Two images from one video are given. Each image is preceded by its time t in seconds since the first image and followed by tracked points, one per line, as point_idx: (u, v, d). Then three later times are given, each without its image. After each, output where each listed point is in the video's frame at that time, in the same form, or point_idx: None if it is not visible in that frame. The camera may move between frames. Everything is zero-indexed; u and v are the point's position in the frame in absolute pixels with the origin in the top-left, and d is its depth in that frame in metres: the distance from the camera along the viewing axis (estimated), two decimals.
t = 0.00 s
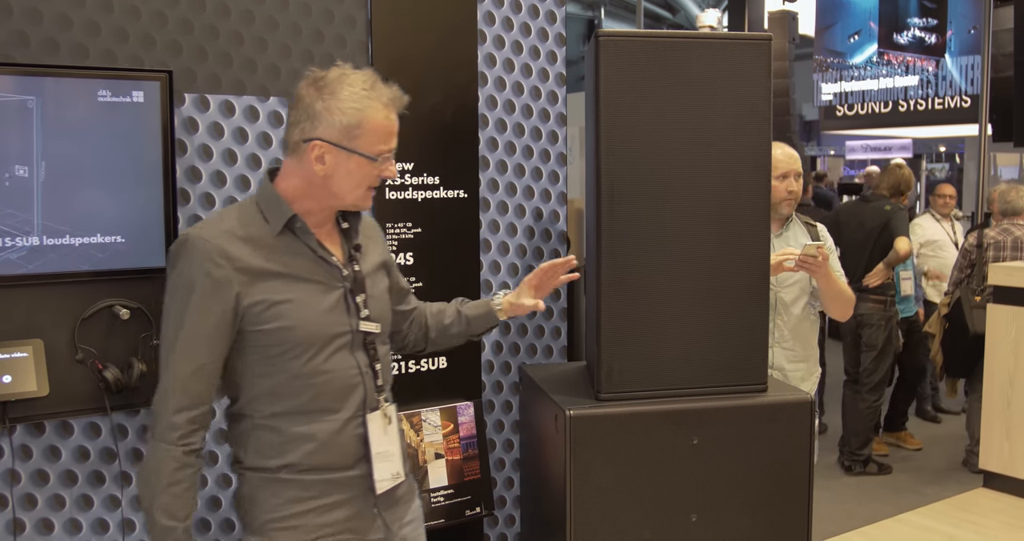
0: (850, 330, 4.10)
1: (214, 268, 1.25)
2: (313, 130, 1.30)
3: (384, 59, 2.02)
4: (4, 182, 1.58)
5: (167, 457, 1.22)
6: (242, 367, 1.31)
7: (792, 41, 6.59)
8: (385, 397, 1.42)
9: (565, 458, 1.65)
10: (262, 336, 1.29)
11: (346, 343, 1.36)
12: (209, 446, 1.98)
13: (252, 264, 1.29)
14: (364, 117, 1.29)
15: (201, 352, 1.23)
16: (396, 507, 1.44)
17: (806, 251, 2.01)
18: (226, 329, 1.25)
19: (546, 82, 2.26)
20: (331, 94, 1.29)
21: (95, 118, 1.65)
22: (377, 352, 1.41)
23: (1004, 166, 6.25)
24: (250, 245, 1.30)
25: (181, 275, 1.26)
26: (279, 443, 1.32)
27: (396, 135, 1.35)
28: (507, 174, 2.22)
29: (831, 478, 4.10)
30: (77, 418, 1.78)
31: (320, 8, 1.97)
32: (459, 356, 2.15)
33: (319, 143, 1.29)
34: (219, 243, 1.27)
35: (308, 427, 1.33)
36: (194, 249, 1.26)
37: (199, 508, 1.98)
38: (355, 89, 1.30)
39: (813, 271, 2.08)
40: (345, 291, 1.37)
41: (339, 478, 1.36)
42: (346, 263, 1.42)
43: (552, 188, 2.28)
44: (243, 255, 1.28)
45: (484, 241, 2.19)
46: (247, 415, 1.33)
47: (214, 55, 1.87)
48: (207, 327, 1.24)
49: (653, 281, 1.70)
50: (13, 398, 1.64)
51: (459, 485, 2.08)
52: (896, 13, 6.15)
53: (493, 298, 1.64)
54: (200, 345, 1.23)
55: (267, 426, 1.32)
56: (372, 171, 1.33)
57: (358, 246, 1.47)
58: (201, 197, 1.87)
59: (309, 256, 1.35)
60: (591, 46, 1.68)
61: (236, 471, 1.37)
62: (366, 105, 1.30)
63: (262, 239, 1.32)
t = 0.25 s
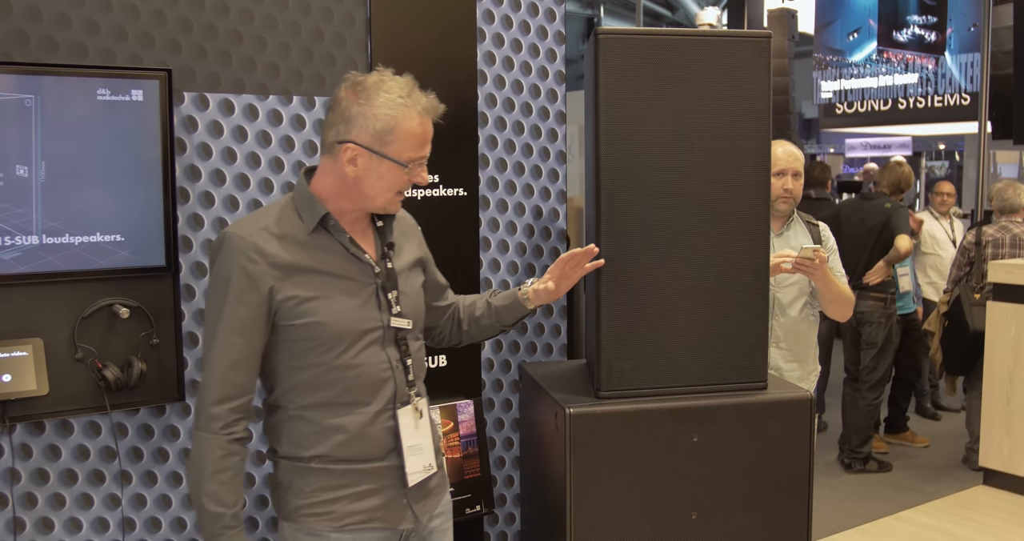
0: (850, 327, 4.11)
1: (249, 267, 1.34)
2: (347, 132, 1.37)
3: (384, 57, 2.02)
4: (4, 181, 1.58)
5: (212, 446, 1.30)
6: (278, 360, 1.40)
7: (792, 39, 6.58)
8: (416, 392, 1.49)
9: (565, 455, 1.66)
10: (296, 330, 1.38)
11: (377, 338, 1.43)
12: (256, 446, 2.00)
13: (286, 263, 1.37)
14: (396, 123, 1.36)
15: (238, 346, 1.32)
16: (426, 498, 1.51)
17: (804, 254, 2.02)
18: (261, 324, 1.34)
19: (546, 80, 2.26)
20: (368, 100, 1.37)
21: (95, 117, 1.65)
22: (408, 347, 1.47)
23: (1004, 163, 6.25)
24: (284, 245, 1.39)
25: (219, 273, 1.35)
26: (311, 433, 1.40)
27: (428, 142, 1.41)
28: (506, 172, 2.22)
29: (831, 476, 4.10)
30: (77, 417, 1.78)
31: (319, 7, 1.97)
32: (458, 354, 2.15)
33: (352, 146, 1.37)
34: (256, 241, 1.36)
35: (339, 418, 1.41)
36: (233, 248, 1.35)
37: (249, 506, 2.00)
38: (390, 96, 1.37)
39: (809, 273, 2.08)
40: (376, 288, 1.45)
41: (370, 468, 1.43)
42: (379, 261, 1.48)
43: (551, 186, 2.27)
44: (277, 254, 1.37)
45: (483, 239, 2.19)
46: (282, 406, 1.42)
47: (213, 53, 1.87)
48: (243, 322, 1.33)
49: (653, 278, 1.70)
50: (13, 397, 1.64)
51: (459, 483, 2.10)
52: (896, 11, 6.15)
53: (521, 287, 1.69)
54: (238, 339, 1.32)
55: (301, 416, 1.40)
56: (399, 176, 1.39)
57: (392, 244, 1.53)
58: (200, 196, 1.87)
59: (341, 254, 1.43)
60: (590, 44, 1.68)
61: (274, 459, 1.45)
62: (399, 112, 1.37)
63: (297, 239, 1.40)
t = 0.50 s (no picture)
0: (849, 325, 4.12)
1: (274, 263, 1.35)
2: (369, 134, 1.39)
3: (382, 55, 2.02)
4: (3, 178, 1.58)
5: (250, 439, 1.32)
6: (300, 356, 1.41)
7: (790, 37, 6.58)
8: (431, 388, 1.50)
9: (564, 453, 1.66)
10: (318, 326, 1.39)
11: (395, 335, 1.45)
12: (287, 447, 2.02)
13: (308, 260, 1.39)
14: (417, 127, 1.37)
15: (266, 341, 1.33)
16: (441, 493, 1.52)
17: (800, 253, 2.02)
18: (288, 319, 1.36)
19: (545, 77, 2.25)
20: (390, 103, 1.38)
21: (94, 115, 1.65)
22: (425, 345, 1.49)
23: (1003, 161, 6.25)
24: (306, 242, 1.40)
25: (243, 269, 1.36)
26: (331, 427, 1.42)
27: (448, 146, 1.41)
28: (505, 170, 2.21)
29: (830, 474, 4.11)
30: (76, 415, 1.78)
31: (318, 4, 1.97)
32: (457, 352, 2.15)
33: (373, 147, 1.38)
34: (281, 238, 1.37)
35: (362, 412, 1.42)
36: (257, 244, 1.36)
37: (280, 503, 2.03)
38: (412, 99, 1.38)
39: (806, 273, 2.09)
40: (395, 286, 1.46)
41: (389, 462, 1.44)
42: (398, 260, 1.49)
43: (550, 184, 2.27)
44: (300, 251, 1.38)
45: (482, 237, 2.19)
46: (303, 401, 1.43)
47: (212, 51, 1.87)
48: (270, 317, 1.34)
49: (651, 276, 1.70)
50: (11, 395, 1.64)
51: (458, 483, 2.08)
52: (895, 9, 6.15)
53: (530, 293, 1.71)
54: (266, 334, 1.33)
55: (322, 410, 1.42)
56: (419, 179, 1.40)
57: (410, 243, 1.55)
58: (199, 193, 1.88)
59: (362, 252, 1.44)
60: (589, 41, 1.68)
61: (293, 452, 1.47)
62: (421, 115, 1.38)
63: (319, 236, 1.41)
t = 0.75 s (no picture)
0: (847, 323, 4.13)
1: (289, 261, 1.35)
2: (369, 125, 1.39)
3: (381, 53, 2.02)
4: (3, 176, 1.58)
5: (263, 437, 1.32)
6: (314, 354, 1.41)
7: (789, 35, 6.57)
8: (441, 385, 1.50)
9: (563, 450, 1.66)
10: (332, 324, 1.39)
11: (407, 334, 1.45)
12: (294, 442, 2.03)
13: (322, 258, 1.39)
14: (413, 114, 1.37)
15: (280, 338, 1.34)
16: (450, 490, 1.52)
17: (804, 249, 2.04)
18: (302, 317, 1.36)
19: (543, 75, 2.25)
20: (387, 92, 1.39)
21: (94, 113, 1.65)
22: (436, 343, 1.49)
23: (1002, 159, 6.25)
24: (320, 240, 1.40)
25: (258, 266, 1.36)
26: (342, 425, 1.42)
27: (449, 133, 1.39)
28: (504, 167, 2.21)
29: (828, 471, 4.11)
30: (75, 413, 1.78)
31: (317, 2, 1.96)
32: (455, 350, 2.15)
33: (373, 138, 1.38)
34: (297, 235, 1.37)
35: (374, 410, 1.42)
36: (272, 241, 1.36)
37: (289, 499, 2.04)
38: (412, 87, 1.38)
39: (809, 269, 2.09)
40: (408, 285, 1.46)
41: (400, 459, 1.45)
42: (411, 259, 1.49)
43: (549, 182, 2.27)
44: (314, 249, 1.38)
45: (481, 235, 2.19)
46: (315, 397, 1.43)
47: (211, 49, 1.86)
48: (284, 314, 1.34)
49: (650, 273, 1.70)
50: (9, 393, 1.65)
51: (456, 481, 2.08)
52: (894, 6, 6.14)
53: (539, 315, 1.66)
54: (280, 331, 1.34)
55: (334, 408, 1.42)
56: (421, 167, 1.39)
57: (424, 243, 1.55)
58: (198, 191, 1.88)
59: (377, 251, 1.44)
60: (587, 39, 1.68)
61: (305, 449, 1.47)
62: (419, 103, 1.37)
63: (334, 234, 1.42)
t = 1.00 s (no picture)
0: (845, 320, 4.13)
1: (293, 250, 1.36)
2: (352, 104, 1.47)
3: (378, 51, 2.02)
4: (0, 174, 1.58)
5: (260, 425, 1.32)
6: (317, 345, 1.42)
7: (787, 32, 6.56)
8: (446, 377, 1.50)
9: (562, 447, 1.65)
10: (334, 315, 1.39)
11: (411, 328, 1.44)
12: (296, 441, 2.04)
13: (327, 249, 1.39)
14: (368, 80, 1.41)
15: (282, 327, 1.34)
16: (453, 487, 1.52)
17: (811, 246, 2.03)
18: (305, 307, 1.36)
19: (541, 73, 2.25)
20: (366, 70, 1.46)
21: (91, 111, 1.65)
22: (440, 336, 1.47)
23: (999, 157, 6.26)
24: (326, 231, 1.40)
25: (264, 255, 1.37)
26: (344, 420, 1.42)
27: (400, 96, 1.38)
28: (502, 165, 2.21)
29: (826, 469, 4.11)
30: (72, 412, 1.77)
31: None
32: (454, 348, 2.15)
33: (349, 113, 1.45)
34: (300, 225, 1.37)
35: (377, 405, 1.42)
36: (276, 231, 1.37)
37: (290, 498, 2.05)
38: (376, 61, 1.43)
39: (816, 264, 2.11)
40: (413, 279, 1.46)
41: (401, 458, 1.44)
42: (416, 253, 1.49)
43: (547, 179, 2.27)
44: (319, 240, 1.39)
45: (479, 233, 2.19)
46: (318, 392, 1.43)
47: (208, 47, 1.86)
48: (287, 303, 1.34)
49: (648, 270, 1.69)
50: (6, 391, 1.65)
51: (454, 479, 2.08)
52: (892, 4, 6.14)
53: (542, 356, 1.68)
54: (282, 321, 1.34)
55: (336, 402, 1.42)
56: (372, 132, 1.38)
57: (431, 238, 1.54)
58: (195, 189, 1.87)
59: (382, 244, 1.44)
60: (585, 36, 1.67)
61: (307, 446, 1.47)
62: (373, 70, 1.40)
63: (338, 226, 1.42)
